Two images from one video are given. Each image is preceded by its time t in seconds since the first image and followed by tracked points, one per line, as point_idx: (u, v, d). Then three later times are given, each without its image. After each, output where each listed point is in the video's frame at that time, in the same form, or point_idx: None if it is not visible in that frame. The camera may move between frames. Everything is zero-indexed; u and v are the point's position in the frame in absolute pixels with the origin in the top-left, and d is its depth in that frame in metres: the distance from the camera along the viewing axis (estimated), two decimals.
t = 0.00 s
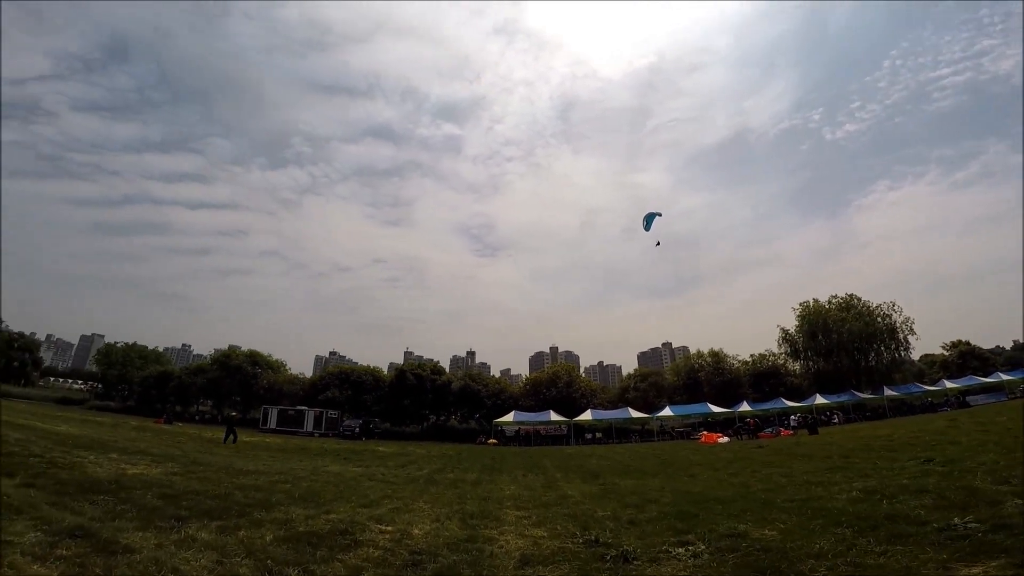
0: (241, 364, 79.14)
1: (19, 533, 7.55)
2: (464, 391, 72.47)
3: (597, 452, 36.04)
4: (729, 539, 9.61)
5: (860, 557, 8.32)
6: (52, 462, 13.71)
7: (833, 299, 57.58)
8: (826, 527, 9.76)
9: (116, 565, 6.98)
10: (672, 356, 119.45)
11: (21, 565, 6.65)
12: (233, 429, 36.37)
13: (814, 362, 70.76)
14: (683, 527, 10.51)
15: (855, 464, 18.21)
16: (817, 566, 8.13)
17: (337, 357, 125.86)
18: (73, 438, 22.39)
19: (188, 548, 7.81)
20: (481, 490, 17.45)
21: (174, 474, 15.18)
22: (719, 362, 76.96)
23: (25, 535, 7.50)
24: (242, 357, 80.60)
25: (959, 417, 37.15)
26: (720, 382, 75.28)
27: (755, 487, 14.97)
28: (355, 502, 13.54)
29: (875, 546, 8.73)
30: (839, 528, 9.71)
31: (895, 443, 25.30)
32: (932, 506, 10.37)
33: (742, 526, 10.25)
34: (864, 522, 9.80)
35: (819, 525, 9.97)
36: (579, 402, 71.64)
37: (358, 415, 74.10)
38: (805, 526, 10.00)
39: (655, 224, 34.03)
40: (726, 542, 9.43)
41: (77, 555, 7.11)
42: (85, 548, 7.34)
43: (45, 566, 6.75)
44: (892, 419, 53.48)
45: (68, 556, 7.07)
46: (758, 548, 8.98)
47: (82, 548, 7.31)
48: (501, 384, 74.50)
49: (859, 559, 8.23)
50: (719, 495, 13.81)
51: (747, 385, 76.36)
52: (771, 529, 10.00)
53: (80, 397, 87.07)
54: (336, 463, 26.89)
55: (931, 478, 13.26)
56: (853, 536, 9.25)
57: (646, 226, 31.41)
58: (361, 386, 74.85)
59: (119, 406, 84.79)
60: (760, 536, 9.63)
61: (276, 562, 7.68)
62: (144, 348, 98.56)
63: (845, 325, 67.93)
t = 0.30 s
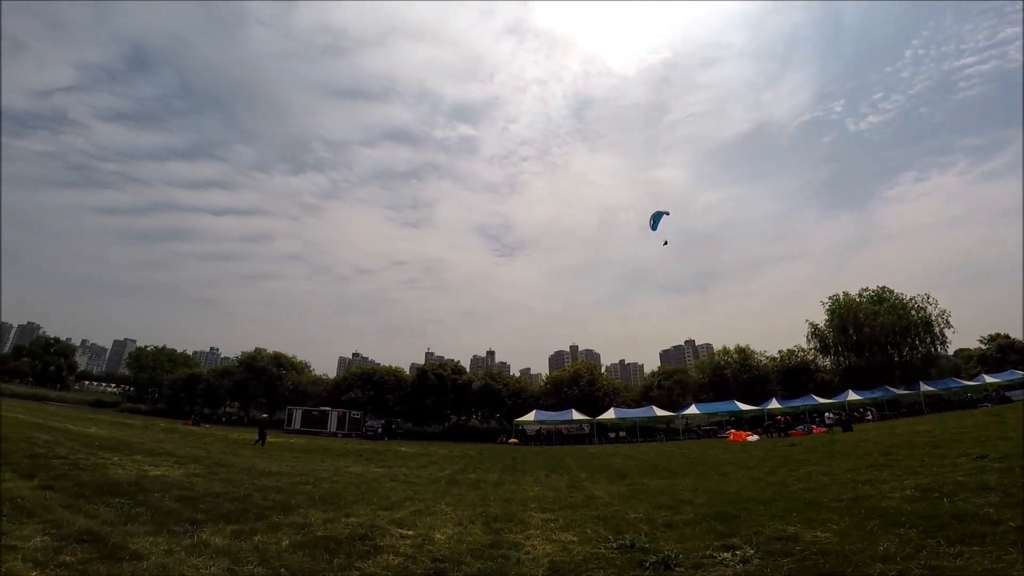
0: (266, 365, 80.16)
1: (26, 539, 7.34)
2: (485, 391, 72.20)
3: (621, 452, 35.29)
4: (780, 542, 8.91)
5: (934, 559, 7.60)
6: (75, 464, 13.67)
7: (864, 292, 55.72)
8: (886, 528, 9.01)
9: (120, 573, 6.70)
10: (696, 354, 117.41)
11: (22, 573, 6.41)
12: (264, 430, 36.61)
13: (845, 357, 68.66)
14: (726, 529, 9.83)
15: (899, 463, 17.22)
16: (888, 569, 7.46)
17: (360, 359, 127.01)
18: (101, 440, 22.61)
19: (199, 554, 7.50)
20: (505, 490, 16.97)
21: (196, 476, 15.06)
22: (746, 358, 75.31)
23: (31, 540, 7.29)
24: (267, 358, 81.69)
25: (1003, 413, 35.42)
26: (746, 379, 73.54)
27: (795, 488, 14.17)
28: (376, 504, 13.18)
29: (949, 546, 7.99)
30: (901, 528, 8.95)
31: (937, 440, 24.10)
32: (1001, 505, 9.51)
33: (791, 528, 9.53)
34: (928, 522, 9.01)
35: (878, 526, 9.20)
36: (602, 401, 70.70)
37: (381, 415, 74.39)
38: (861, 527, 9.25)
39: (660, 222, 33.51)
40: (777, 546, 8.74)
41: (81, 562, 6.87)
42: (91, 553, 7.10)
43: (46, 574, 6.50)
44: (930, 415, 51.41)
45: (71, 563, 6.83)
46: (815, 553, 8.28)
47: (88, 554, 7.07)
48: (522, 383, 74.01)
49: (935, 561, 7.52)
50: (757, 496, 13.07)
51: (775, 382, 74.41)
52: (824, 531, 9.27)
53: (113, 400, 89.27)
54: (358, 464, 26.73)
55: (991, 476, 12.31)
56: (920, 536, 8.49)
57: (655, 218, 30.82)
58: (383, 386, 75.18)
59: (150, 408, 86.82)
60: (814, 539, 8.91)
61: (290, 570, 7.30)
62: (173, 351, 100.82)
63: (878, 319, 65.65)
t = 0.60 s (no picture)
0: (273, 366, 80.05)
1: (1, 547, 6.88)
2: (492, 391, 71.70)
3: (631, 453, 34.63)
4: (815, 549, 8.32)
5: (988, 564, 7.00)
6: (71, 466, 13.24)
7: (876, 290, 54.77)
8: (930, 532, 8.41)
9: None
10: (703, 354, 116.37)
11: None
12: (271, 431, 36.18)
13: (857, 356, 67.62)
14: (754, 535, 9.25)
15: (925, 464, 16.56)
16: None
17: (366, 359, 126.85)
18: (102, 441, 22.25)
19: (188, 565, 7.03)
20: (514, 494, 16.43)
21: (195, 478, 14.63)
22: (756, 357, 74.42)
23: (6, 548, 6.82)
24: (273, 358, 81.63)
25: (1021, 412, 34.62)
26: (757, 378, 72.60)
27: (818, 492, 13.54)
28: (381, 509, 12.68)
29: (1002, 551, 7.39)
30: (946, 532, 8.36)
31: (959, 440, 23.36)
32: None
33: (826, 533, 8.93)
34: (975, 526, 8.40)
35: (919, 529, 8.62)
36: (610, 401, 69.98)
37: (387, 416, 74.04)
38: (901, 531, 8.68)
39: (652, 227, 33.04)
40: (813, 553, 8.15)
41: (61, 572, 6.41)
42: (72, 563, 6.65)
43: None
44: (945, 414, 50.45)
45: (51, 573, 6.37)
46: (856, 560, 7.69)
47: (68, 564, 6.61)
48: (529, 383, 73.45)
49: (988, 567, 6.92)
50: (781, 501, 12.45)
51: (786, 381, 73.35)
52: (862, 536, 8.68)
53: (121, 401, 89.48)
54: (364, 465, 26.26)
55: None
56: (969, 540, 7.89)
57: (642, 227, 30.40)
58: (390, 386, 74.86)
59: (157, 409, 87.03)
60: (853, 545, 8.32)
61: None
62: (180, 352, 101.05)
63: (891, 317, 64.56)
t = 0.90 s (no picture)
0: (273, 364, 79.57)
1: None
2: (493, 389, 71.17)
3: (636, 451, 34.11)
4: (852, 549, 7.92)
5: None
6: (61, 465, 12.71)
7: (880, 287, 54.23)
8: (972, 531, 8.04)
9: None
10: (704, 352, 115.85)
11: None
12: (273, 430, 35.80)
13: (861, 353, 67.07)
14: (783, 536, 8.80)
15: (944, 462, 16.13)
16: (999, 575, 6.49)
17: (367, 358, 126.55)
18: (98, 439, 21.74)
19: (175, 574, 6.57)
20: (521, 494, 15.91)
21: (191, 478, 14.16)
22: (760, 355, 73.89)
23: None
24: (274, 357, 81.18)
25: None
26: (760, 376, 72.12)
27: (838, 492, 13.03)
28: (383, 510, 12.19)
29: None
30: (990, 531, 8.03)
31: (972, 437, 22.89)
32: None
33: (859, 533, 8.52)
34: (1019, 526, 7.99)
35: (960, 529, 8.21)
36: (612, 399, 69.49)
37: (388, 414, 73.53)
38: (941, 531, 8.26)
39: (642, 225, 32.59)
40: (851, 554, 7.73)
41: None
42: (51, 570, 6.20)
43: None
44: (951, 412, 50.00)
45: None
46: (901, 561, 7.28)
47: (47, 571, 6.15)
48: (530, 381, 73.01)
49: None
50: (802, 502, 11.94)
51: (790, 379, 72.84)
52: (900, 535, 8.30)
53: (121, 399, 89.04)
54: (364, 464, 25.75)
55: None
56: (1015, 541, 7.50)
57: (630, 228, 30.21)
58: (391, 385, 74.31)
59: (158, 407, 86.70)
60: (894, 545, 7.93)
61: None
62: (181, 350, 100.77)
63: (895, 314, 64.03)
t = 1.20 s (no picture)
0: (279, 362, 79.39)
1: None
2: (500, 387, 70.72)
3: (647, 450, 33.57)
4: (912, 551, 7.67)
5: None
6: (59, 465, 12.26)
7: (890, 283, 53.46)
8: None
9: None
10: (711, 350, 114.84)
11: None
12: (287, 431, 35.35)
13: (871, 351, 66.23)
14: (829, 538, 8.54)
15: (974, 460, 15.54)
16: None
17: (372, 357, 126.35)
18: (100, 439, 21.34)
19: None
20: (534, 494, 15.47)
21: (195, 480, 13.71)
22: (769, 353, 73.22)
23: None
24: (279, 355, 80.96)
25: None
26: (769, 374, 71.33)
27: (870, 491, 12.51)
28: (394, 514, 11.72)
29: None
30: None
31: (997, 435, 22.18)
32: None
33: (913, 534, 8.27)
34: None
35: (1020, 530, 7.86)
36: (620, 397, 68.83)
37: (394, 413, 73.20)
38: (999, 532, 7.93)
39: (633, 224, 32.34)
40: (911, 556, 7.50)
41: None
42: None
43: None
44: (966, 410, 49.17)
45: None
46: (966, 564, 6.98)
47: None
48: (536, 379, 72.50)
49: None
50: (834, 503, 11.41)
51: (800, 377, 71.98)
52: (956, 536, 8.05)
53: (127, 399, 89.03)
54: (372, 464, 25.29)
55: None
56: None
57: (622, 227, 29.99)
58: (396, 383, 74.02)
59: (164, 407, 86.73)
60: (951, 545, 7.70)
61: None
62: (187, 349, 100.82)
63: (907, 310, 63.04)
